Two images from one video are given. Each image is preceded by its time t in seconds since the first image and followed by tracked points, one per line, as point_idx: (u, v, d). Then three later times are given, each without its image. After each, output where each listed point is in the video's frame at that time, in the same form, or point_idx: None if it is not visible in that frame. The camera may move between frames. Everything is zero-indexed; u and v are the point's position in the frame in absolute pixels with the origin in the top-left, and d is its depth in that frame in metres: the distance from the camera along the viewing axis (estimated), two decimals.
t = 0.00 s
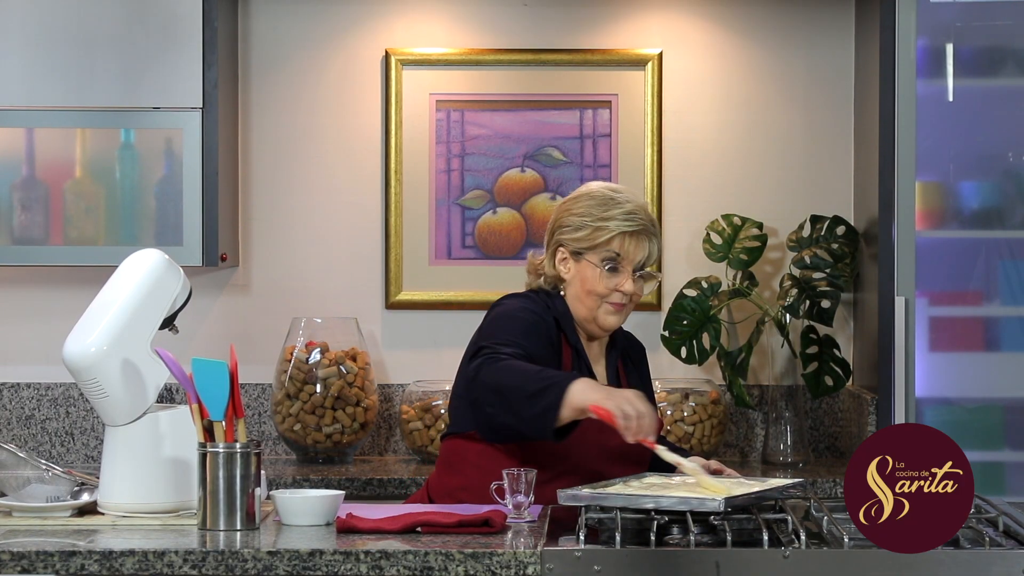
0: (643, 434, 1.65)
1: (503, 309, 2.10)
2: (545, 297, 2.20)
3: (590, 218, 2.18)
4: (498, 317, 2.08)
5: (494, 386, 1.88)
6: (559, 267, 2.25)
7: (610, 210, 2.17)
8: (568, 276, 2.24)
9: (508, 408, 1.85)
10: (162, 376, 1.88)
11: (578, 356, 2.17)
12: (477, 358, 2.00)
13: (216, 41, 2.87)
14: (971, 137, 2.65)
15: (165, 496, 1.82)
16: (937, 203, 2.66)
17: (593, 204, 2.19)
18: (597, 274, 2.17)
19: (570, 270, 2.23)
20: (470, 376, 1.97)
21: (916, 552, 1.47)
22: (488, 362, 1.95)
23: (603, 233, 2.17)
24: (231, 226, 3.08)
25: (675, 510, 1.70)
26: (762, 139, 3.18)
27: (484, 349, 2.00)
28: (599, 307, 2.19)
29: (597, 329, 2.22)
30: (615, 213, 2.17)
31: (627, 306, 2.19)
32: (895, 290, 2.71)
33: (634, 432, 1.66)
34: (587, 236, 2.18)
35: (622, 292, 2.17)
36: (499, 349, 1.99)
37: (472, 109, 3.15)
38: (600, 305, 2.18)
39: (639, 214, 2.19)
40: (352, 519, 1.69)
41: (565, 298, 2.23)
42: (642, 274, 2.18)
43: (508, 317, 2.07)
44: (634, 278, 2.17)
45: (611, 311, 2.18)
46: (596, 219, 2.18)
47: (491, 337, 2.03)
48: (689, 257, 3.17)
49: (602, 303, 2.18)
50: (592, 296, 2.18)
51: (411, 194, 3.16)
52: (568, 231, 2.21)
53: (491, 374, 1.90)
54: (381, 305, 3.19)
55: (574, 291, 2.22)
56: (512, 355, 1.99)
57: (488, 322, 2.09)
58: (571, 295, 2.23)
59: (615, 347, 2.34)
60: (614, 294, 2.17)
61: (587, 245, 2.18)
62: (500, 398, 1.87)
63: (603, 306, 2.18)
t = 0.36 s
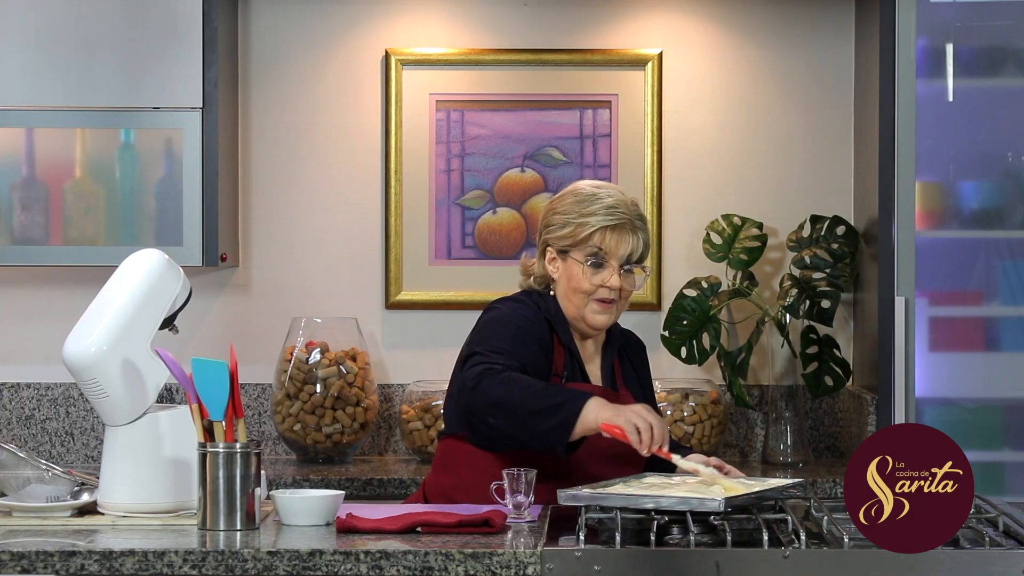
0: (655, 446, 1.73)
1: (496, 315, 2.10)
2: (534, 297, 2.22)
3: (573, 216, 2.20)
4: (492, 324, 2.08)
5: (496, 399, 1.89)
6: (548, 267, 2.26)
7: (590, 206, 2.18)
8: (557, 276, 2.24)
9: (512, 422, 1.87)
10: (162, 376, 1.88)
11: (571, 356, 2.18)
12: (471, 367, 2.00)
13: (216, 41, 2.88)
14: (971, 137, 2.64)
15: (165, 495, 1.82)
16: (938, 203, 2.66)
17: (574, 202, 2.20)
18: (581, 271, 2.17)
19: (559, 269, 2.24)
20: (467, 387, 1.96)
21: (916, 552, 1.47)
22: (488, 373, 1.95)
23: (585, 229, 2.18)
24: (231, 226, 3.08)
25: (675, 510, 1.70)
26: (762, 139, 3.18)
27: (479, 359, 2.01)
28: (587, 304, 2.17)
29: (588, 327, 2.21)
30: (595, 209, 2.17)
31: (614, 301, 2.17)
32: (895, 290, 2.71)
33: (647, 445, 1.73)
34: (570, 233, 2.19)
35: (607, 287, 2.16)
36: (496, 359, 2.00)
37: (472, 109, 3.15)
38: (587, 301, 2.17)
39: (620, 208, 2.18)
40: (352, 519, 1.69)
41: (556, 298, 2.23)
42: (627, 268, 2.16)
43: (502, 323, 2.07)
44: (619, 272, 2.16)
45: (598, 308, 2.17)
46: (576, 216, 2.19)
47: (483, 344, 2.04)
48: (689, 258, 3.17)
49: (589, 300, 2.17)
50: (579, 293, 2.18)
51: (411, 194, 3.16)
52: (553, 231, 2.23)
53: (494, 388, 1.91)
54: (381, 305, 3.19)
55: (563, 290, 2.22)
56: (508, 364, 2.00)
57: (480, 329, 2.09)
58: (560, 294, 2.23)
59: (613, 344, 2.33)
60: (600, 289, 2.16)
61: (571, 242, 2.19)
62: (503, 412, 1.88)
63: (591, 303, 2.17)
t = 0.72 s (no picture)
0: (626, 451, 1.73)
1: (498, 314, 2.10)
2: (535, 296, 2.22)
3: (574, 216, 2.20)
4: (495, 324, 2.08)
5: (493, 400, 1.90)
6: (550, 268, 2.27)
7: (591, 206, 2.19)
8: (559, 277, 2.25)
9: (504, 424, 1.88)
10: (162, 376, 1.88)
11: (573, 357, 2.18)
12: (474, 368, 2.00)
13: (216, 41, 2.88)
14: (971, 137, 2.65)
15: (165, 496, 1.82)
16: (937, 203, 2.66)
17: (575, 203, 2.20)
18: (582, 271, 2.18)
19: (560, 269, 2.25)
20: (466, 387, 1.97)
21: (916, 552, 1.47)
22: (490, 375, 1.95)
23: (586, 230, 2.18)
24: (230, 226, 3.08)
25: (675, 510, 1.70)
26: (762, 139, 3.18)
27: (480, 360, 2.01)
28: (588, 304, 2.18)
29: (589, 327, 2.21)
30: (596, 209, 2.18)
31: (616, 302, 2.17)
32: (895, 290, 2.71)
33: (617, 449, 1.73)
34: (571, 234, 2.20)
35: (608, 288, 2.16)
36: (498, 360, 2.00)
37: (472, 109, 3.15)
38: (588, 301, 2.17)
39: (621, 209, 2.18)
40: (352, 519, 1.69)
41: (557, 298, 2.24)
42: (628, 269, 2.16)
43: (504, 323, 2.08)
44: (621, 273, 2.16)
45: (599, 308, 2.17)
46: (578, 217, 2.19)
47: (485, 344, 2.04)
48: (689, 258, 3.17)
49: (591, 300, 2.17)
50: (580, 293, 2.18)
51: (411, 194, 3.15)
52: (554, 232, 2.23)
53: (493, 389, 1.91)
54: (381, 305, 3.19)
55: (564, 290, 2.23)
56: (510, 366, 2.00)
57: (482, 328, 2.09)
58: (562, 295, 2.23)
59: (615, 344, 2.32)
60: (601, 290, 2.16)
61: (572, 243, 2.20)
62: (497, 413, 1.89)
63: (592, 303, 2.17)
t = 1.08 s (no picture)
0: (620, 437, 1.70)
1: (492, 314, 2.10)
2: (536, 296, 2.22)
3: (575, 216, 2.20)
4: (490, 323, 2.08)
5: (493, 393, 1.89)
6: (550, 267, 2.27)
7: (593, 206, 2.18)
8: (560, 276, 2.25)
9: (504, 416, 1.87)
10: (161, 376, 1.88)
11: (574, 360, 2.17)
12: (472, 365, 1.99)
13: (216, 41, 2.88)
14: (971, 137, 2.65)
15: (165, 496, 1.82)
16: (937, 203, 2.66)
17: (576, 203, 2.20)
18: (584, 272, 2.18)
19: (561, 269, 2.25)
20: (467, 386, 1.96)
21: (915, 552, 1.48)
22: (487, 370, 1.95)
23: (588, 230, 2.18)
24: (230, 226, 3.08)
25: (675, 510, 1.70)
26: (762, 139, 3.18)
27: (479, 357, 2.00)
28: (589, 305, 2.18)
29: (590, 328, 2.22)
30: (598, 210, 2.18)
31: (617, 303, 2.18)
32: (895, 290, 2.71)
33: (613, 434, 1.71)
34: (573, 234, 2.19)
35: (610, 289, 2.16)
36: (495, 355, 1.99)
37: (472, 109, 3.15)
38: (590, 302, 2.18)
39: (623, 209, 2.18)
40: (352, 519, 1.69)
41: (558, 298, 2.24)
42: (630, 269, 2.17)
43: (498, 321, 2.07)
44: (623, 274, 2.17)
45: (601, 309, 2.18)
46: (580, 217, 2.19)
47: (483, 343, 2.04)
48: (689, 258, 3.17)
49: (593, 301, 2.17)
50: (581, 294, 2.18)
51: (411, 194, 3.16)
52: (556, 231, 2.23)
53: (491, 383, 1.90)
54: (381, 305, 3.19)
55: (565, 290, 2.23)
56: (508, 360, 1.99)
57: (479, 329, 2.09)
58: (563, 295, 2.24)
59: (615, 342, 2.32)
60: (603, 291, 2.16)
61: (573, 243, 2.20)
62: (497, 405, 1.88)
63: (593, 304, 2.18)
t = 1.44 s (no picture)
0: (605, 449, 1.81)
1: (470, 323, 2.14)
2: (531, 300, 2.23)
3: (582, 221, 2.18)
4: (468, 333, 2.12)
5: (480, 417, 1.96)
6: (551, 267, 2.25)
7: (602, 213, 2.17)
8: (560, 278, 2.24)
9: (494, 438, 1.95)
10: (161, 375, 1.88)
11: (566, 357, 2.20)
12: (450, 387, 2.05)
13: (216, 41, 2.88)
14: (971, 137, 2.65)
15: (165, 495, 1.82)
16: (938, 203, 2.66)
17: (584, 207, 2.19)
18: (588, 277, 2.17)
19: (562, 270, 2.24)
20: (444, 410, 2.03)
21: (916, 552, 1.48)
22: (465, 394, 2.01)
23: (595, 236, 2.17)
24: (231, 226, 3.08)
25: (675, 510, 1.70)
26: (762, 139, 3.18)
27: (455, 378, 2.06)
28: (589, 309, 2.18)
29: (588, 331, 2.22)
30: (607, 217, 2.17)
31: (617, 308, 2.18)
32: (895, 290, 2.71)
33: (598, 447, 1.81)
34: (578, 238, 2.18)
35: (613, 295, 2.17)
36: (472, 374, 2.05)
37: (472, 109, 3.15)
38: (590, 307, 2.18)
39: (631, 218, 2.18)
40: (352, 519, 1.69)
41: (557, 299, 2.23)
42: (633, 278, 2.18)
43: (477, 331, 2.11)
44: (626, 282, 2.18)
45: (600, 313, 2.17)
46: (587, 223, 2.17)
47: (460, 358, 2.08)
48: (689, 257, 3.17)
49: (593, 305, 2.17)
50: (583, 298, 2.18)
51: (411, 193, 3.16)
52: (560, 233, 2.21)
53: (471, 407, 1.98)
54: (381, 305, 3.19)
55: (565, 292, 2.22)
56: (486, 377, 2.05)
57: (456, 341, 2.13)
58: (562, 296, 2.23)
59: (612, 343, 2.33)
60: (604, 296, 2.16)
61: (579, 247, 2.18)
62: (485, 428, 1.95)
63: (594, 308, 2.17)
